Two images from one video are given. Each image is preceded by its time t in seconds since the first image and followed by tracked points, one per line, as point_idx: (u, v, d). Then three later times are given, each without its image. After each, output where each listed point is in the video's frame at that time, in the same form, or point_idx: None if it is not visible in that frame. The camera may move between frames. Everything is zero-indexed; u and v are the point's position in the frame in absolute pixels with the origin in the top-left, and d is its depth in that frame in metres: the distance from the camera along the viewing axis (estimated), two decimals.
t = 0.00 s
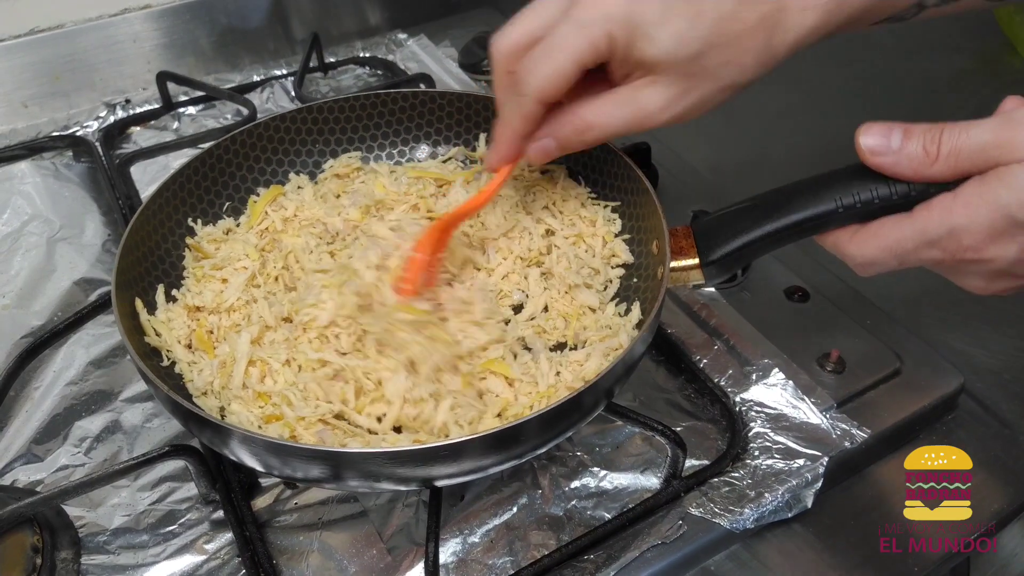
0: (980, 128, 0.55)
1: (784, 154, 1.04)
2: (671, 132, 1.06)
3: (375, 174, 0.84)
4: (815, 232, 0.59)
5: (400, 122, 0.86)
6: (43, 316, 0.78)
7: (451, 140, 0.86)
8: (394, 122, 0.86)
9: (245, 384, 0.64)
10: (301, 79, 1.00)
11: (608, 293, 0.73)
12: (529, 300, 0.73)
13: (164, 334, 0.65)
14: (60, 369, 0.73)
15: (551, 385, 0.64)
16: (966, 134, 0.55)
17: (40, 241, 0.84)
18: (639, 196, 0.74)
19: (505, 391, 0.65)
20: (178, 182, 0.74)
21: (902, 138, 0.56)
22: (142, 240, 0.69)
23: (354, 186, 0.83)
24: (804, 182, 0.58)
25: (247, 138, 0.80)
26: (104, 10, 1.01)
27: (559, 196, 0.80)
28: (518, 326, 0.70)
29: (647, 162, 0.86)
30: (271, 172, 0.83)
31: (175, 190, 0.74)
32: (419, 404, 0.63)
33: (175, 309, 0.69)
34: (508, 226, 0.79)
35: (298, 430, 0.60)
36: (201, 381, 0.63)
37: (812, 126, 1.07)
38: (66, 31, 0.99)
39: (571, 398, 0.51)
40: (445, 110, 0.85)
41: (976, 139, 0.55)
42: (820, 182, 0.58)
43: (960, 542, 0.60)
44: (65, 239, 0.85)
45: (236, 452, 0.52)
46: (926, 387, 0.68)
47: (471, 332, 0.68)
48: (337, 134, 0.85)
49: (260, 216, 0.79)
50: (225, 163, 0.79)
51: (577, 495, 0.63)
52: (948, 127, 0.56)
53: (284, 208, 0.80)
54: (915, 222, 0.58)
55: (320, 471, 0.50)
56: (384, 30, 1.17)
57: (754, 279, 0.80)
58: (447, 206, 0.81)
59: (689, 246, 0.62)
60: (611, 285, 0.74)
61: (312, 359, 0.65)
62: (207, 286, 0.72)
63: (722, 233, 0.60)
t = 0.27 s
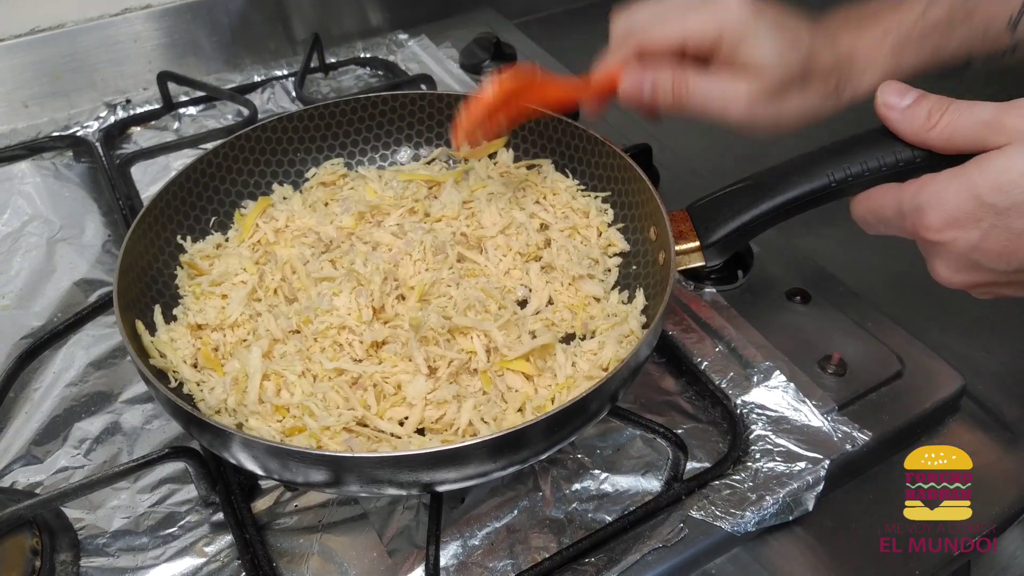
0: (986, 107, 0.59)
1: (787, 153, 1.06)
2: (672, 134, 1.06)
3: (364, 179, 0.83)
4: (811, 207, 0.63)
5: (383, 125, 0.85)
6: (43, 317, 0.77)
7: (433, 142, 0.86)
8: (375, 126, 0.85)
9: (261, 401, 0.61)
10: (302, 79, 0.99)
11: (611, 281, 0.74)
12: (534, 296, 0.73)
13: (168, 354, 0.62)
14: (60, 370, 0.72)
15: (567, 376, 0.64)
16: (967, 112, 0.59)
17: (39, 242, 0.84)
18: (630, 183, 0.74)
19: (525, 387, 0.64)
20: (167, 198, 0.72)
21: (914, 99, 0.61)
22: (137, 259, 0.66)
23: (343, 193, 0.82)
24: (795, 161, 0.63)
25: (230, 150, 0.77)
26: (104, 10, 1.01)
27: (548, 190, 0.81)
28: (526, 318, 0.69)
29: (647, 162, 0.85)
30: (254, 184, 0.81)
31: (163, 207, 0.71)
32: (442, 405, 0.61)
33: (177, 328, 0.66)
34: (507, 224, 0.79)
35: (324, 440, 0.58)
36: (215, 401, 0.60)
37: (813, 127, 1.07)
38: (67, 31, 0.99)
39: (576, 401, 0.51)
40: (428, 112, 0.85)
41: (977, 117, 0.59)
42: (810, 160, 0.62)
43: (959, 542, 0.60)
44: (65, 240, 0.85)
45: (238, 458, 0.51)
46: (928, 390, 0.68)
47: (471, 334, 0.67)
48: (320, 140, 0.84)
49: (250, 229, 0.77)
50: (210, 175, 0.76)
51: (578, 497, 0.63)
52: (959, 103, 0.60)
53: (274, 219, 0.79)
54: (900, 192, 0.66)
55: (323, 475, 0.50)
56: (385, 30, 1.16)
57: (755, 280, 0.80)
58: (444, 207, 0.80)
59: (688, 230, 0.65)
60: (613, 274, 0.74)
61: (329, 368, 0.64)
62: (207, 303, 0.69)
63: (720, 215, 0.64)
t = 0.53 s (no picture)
0: (971, 104, 0.61)
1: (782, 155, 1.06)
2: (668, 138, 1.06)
3: (353, 184, 0.83)
4: (801, 205, 0.63)
5: (369, 130, 0.86)
6: (37, 323, 0.77)
7: (420, 143, 0.87)
8: (360, 130, 0.86)
9: (256, 409, 0.61)
10: (296, 84, 0.99)
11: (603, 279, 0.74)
12: (526, 298, 0.72)
13: (161, 365, 0.62)
14: (53, 376, 0.72)
15: (563, 377, 0.64)
16: (953, 108, 0.61)
17: (33, 248, 0.84)
18: (619, 182, 0.75)
19: (522, 388, 0.64)
20: (154, 207, 0.71)
21: (903, 97, 0.62)
22: (127, 270, 0.66)
23: (332, 198, 0.82)
24: (783, 159, 0.63)
25: (215, 157, 0.78)
26: (98, 15, 1.01)
27: (538, 191, 0.81)
28: (521, 320, 0.69)
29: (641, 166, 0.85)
30: (241, 190, 0.81)
31: (150, 216, 0.71)
32: (441, 410, 0.61)
33: (170, 338, 0.65)
34: (499, 226, 0.79)
35: (322, 448, 0.57)
36: (209, 411, 0.60)
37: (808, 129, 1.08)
38: (61, 36, 0.99)
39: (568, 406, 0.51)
40: (413, 114, 0.85)
41: (962, 113, 0.61)
42: (798, 158, 0.62)
43: (959, 542, 0.60)
44: (59, 246, 0.84)
45: (231, 465, 0.51)
46: (924, 392, 0.68)
47: (465, 336, 0.67)
48: (306, 145, 0.84)
49: (240, 236, 0.77)
50: (196, 183, 0.77)
51: (574, 501, 0.63)
52: (944, 100, 0.62)
53: (263, 225, 0.78)
54: (890, 187, 0.67)
55: (316, 482, 0.49)
56: (380, 35, 1.16)
57: (751, 282, 0.80)
58: (435, 210, 0.80)
59: (679, 229, 0.65)
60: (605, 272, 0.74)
61: (325, 377, 0.63)
62: (199, 313, 0.69)
63: (711, 215, 0.64)
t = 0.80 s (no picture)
0: (970, 103, 0.62)
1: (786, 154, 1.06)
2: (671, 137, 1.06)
3: (358, 187, 0.83)
4: (802, 204, 0.63)
5: (374, 133, 0.86)
6: (43, 324, 0.77)
7: (424, 146, 0.87)
8: (365, 133, 0.86)
9: (260, 409, 0.61)
10: (300, 85, 1.00)
11: (606, 279, 0.74)
12: (528, 298, 0.72)
13: (165, 365, 0.62)
14: (59, 377, 0.73)
15: (566, 377, 0.64)
16: (953, 106, 0.61)
17: (39, 250, 0.84)
18: (621, 182, 0.75)
19: (524, 388, 0.64)
20: (158, 208, 0.72)
21: (903, 96, 0.62)
22: (131, 270, 0.66)
23: (336, 200, 0.82)
24: (785, 159, 0.62)
25: (222, 159, 0.78)
26: (103, 17, 1.02)
27: (541, 193, 0.81)
28: (523, 321, 0.69)
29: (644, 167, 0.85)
30: (246, 194, 0.81)
31: (156, 216, 0.71)
32: (442, 409, 0.61)
33: (174, 339, 0.66)
34: (502, 227, 0.79)
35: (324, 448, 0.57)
36: (212, 410, 0.60)
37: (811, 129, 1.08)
38: (66, 39, 0.99)
39: (570, 406, 0.51)
40: (418, 118, 0.86)
41: (961, 111, 0.61)
42: (799, 158, 0.62)
43: (960, 542, 0.60)
44: (65, 247, 0.85)
45: (235, 465, 0.51)
46: (928, 391, 0.68)
47: (466, 336, 0.67)
48: (310, 148, 0.84)
49: (244, 239, 0.77)
50: (202, 185, 0.77)
51: (578, 501, 0.63)
52: (944, 99, 0.62)
53: (268, 227, 0.79)
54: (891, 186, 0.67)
55: (320, 482, 0.50)
56: (384, 35, 1.17)
57: (755, 281, 0.80)
58: (438, 211, 0.80)
59: (681, 229, 0.65)
60: (608, 273, 0.74)
61: (327, 376, 0.63)
62: (202, 313, 0.69)
63: (713, 214, 0.64)
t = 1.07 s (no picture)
0: (963, 100, 0.62)
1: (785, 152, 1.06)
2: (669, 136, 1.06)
3: (353, 187, 0.83)
4: (798, 201, 0.63)
5: (371, 133, 0.86)
6: (41, 323, 0.77)
7: (420, 146, 0.87)
8: (362, 132, 0.86)
9: (254, 403, 0.61)
10: (299, 83, 1.00)
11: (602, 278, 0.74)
12: (525, 297, 0.72)
13: (160, 359, 0.62)
14: (57, 376, 0.72)
15: (561, 372, 0.64)
16: (946, 103, 0.61)
17: (37, 248, 0.84)
18: (616, 180, 0.75)
19: (519, 383, 0.64)
20: (155, 206, 0.72)
21: (896, 94, 0.62)
22: (127, 265, 0.66)
23: (333, 200, 0.82)
24: (780, 156, 0.62)
25: (217, 158, 0.78)
26: (102, 16, 1.02)
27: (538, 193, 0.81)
28: (520, 318, 0.69)
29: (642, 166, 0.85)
30: (242, 193, 0.81)
31: (152, 214, 0.71)
32: (438, 403, 0.61)
33: (168, 334, 0.65)
34: (498, 226, 0.78)
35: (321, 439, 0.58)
36: (205, 403, 0.60)
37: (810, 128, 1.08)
38: (63, 37, 0.99)
39: (567, 399, 0.51)
40: (415, 117, 0.86)
41: (955, 108, 0.61)
42: (795, 155, 0.62)
43: (959, 542, 0.60)
44: (63, 246, 0.85)
45: (231, 458, 0.51)
46: (926, 389, 0.68)
47: (463, 332, 0.67)
48: (307, 149, 0.84)
49: (240, 237, 0.77)
50: (198, 184, 0.77)
51: (576, 500, 0.63)
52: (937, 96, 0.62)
53: (264, 226, 0.78)
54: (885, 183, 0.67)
55: (317, 474, 0.50)
56: (383, 34, 1.16)
57: (754, 279, 0.80)
58: (435, 210, 0.80)
59: (677, 227, 0.64)
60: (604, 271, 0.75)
61: (322, 370, 0.63)
62: (197, 310, 0.69)
63: (709, 211, 0.63)
